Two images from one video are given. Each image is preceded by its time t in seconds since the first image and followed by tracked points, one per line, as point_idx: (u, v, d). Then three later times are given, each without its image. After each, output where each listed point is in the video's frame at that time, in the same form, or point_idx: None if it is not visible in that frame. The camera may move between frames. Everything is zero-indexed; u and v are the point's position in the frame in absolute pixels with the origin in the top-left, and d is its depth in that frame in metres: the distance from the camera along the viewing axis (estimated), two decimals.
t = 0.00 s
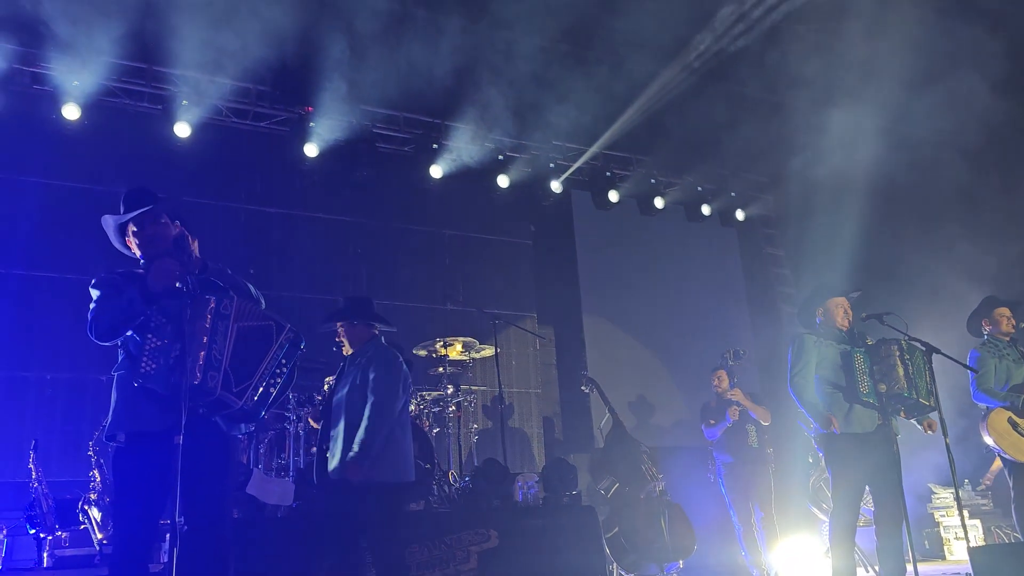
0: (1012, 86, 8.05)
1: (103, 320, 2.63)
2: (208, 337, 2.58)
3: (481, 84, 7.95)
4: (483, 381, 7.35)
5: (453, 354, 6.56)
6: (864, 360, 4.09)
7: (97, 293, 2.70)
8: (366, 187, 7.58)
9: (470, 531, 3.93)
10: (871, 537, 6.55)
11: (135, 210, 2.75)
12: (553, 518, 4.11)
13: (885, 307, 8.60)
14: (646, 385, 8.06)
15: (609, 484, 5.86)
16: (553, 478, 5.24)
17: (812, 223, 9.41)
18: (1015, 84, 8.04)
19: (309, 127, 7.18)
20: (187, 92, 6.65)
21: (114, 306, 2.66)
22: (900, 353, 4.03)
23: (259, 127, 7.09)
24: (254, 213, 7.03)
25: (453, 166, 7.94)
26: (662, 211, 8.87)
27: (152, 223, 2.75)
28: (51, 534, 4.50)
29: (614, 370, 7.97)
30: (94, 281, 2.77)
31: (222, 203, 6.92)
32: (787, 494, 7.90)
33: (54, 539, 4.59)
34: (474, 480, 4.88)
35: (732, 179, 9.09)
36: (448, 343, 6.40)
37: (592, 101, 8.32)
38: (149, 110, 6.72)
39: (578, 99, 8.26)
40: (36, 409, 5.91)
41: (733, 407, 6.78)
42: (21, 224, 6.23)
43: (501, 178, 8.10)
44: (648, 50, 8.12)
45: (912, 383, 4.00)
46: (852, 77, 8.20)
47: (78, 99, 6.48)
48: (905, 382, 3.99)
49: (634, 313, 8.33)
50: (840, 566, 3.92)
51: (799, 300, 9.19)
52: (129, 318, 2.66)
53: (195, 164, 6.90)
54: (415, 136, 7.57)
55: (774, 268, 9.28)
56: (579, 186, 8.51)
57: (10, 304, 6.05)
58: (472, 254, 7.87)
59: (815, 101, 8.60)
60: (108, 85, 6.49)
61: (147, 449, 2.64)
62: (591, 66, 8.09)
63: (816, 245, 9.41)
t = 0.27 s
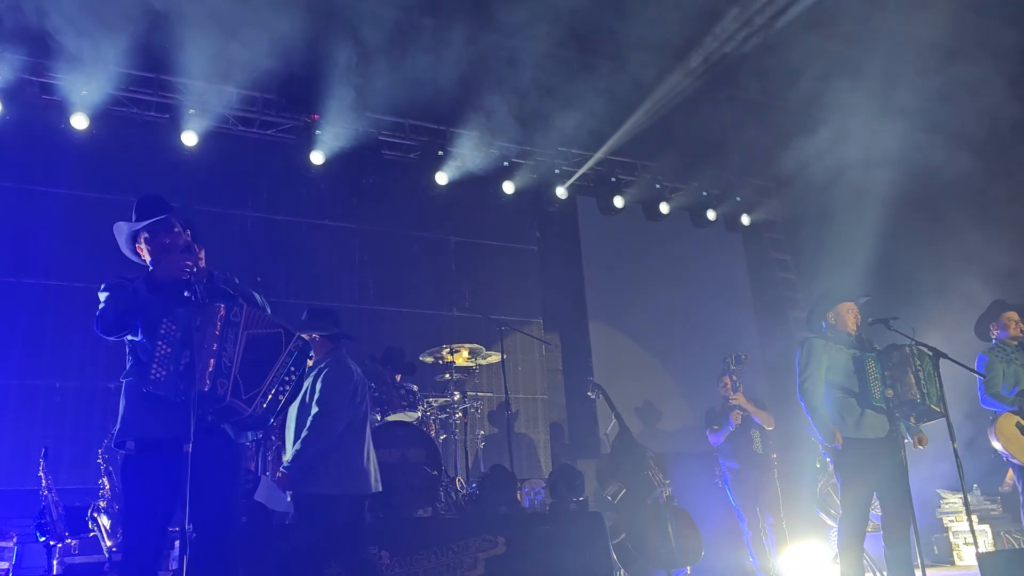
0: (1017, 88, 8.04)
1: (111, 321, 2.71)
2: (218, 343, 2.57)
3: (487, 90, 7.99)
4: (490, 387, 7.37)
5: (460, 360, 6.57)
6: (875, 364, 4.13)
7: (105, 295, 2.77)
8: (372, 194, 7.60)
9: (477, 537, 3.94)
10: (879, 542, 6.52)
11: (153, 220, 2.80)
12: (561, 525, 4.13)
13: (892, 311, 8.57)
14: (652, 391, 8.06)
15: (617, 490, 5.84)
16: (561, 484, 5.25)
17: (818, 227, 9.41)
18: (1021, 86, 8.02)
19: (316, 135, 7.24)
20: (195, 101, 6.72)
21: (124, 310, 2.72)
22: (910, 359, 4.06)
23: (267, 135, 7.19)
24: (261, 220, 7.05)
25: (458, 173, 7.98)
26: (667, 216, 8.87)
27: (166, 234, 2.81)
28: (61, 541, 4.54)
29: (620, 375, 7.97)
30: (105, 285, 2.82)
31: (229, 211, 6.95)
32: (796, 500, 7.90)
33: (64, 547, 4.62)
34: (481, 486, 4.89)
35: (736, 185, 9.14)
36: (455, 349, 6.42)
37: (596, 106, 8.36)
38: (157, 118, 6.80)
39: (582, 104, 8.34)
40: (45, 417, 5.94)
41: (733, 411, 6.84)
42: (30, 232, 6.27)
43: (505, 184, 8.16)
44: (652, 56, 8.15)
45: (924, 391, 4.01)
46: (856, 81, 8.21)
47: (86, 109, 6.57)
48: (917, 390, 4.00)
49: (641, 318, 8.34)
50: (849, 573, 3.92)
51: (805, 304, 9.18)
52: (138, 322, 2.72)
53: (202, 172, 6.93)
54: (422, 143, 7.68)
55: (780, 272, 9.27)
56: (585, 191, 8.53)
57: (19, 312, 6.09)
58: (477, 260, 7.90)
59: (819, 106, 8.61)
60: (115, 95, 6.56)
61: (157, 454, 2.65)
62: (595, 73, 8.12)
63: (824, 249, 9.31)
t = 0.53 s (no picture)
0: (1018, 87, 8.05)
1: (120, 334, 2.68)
2: (229, 349, 2.65)
3: (489, 95, 8.00)
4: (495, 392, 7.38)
5: (464, 365, 6.62)
6: (886, 367, 4.16)
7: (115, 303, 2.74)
8: (376, 200, 7.63)
9: (485, 543, 3.95)
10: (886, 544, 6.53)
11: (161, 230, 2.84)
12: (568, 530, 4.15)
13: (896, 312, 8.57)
14: (657, 394, 8.05)
15: (622, 493, 5.89)
16: (566, 489, 5.27)
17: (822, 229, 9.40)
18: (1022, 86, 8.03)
19: (318, 141, 7.21)
20: (198, 109, 6.74)
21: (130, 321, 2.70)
22: (919, 364, 4.02)
23: (270, 142, 7.18)
24: (265, 227, 7.08)
25: (461, 178, 7.98)
26: (670, 219, 8.85)
27: (175, 244, 2.83)
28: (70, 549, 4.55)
29: (624, 378, 7.98)
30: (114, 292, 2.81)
31: (234, 218, 6.97)
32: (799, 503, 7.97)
33: (73, 555, 4.62)
34: (487, 491, 4.90)
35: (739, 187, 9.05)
36: (459, 354, 6.44)
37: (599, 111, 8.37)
38: (161, 127, 6.81)
39: (584, 108, 8.35)
40: (53, 425, 5.97)
41: (735, 415, 6.90)
42: (35, 242, 6.29)
43: (509, 189, 8.14)
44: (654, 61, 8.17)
45: (936, 395, 3.99)
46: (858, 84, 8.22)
47: (90, 118, 6.57)
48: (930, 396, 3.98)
49: (644, 319, 8.35)
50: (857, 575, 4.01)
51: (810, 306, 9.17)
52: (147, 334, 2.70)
53: (207, 180, 6.96)
54: (425, 149, 7.66)
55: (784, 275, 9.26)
56: (588, 195, 8.50)
57: (27, 322, 6.11)
58: (481, 265, 7.91)
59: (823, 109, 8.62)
60: (119, 104, 6.59)
61: (165, 459, 2.68)
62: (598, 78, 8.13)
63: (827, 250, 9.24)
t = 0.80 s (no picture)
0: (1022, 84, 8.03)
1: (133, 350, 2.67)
2: (237, 356, 2.65)
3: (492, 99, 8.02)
4: (502, 395, 7.40)
5: (471, 368, 6.61)
6: (898, 369, 4.18)
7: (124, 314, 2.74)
8: (380, 205, 7.65)
9: (493, 545, 3.95)
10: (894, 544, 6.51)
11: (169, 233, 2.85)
12: (576, 531, 4.15)
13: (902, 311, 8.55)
14: (663, 396, 8.04)
15: (630, 495, 5.84)
16: (574, 492, 5.27)
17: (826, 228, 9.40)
18: None
19: (323, 146, 7.22)
20: (202, 115, 6.76)
21: (140, 332, 2.70)
22: (930, 367, 4.07)
23: (275, 147, 7.17)
24: (270, 233, 7.10)
25: (465, 181, 8.01)
26: (674, 220, 8.87)
27: (184, 250, 2.86)
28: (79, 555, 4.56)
29: (631, 380, 7.97)
30: (121, 302, 2.80)
31: (239, 224, 7.00)
32: (808, 502, 7.93)
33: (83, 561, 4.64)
34: (495, 494, 4.90)
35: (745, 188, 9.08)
36: (466, 357, 6.42)
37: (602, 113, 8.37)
38: (166, 134, 6.83)
39: (587, 111, 8.35)
40: (61, 432, 5.99)
41: (740, 416, 6.84)
42: (41, 250, 6.32)
43: (513, 192, 8.18)
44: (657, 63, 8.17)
45: (948, 401, 4.01)
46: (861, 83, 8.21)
47: (94, 125, 6.59)
48: (941, 399, 4.00)
49: (649, 321, 8.34)
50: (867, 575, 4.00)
51: (816, 306, 9.16)
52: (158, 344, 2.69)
53: (212, 186, 6.98)
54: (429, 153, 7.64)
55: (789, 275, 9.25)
56: (592, 198, 8.55)
57: (33, 330, 6.13)
58: (486, 268, 7.92)
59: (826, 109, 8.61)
60: (125, 111, 6.58)
61: (174, 466, 2.67)
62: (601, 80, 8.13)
63: (833, 250, 9.21)
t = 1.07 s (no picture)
0: None
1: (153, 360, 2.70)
2: (252, 362, 2.68)
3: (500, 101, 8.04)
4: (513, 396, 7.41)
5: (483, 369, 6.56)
6: (911, 367, 4.18)
7: (140, 322, 2.77)
8: (390, 208, 7.67)
9: (507, 546, 3.94)
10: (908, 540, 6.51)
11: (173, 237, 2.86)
12: (588, 531, 4.17)
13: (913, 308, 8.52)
14: (674, 396, 8.04)
15: (642, 495, 5.83)
16: (587, 493, 5.29)
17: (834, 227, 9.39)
18: None
19: (333, 149, 7.31)
20: (214, 121, 6.80)
21: (158, 340, 2.73)
22: (943, 364, 4.06)
23: (284, 152, 7.21)
24: (281, 237, 7.14)
25: (474, 184, 8.06)
26: (683, 220, 8.84)
27: (194, 254, 2.88)
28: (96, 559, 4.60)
29: (641, 380, 7.98)
30: (137, 309, 2.83)
31: (250, 229, 7.03)
32: (821, 503, 7.83)
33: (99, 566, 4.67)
34: (508, 495, 4.91)
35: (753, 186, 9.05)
36: (477, 359, 6.43)
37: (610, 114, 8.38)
38: (176, 140, 6.88)
39: (595, 111, 8.38)
40: (76, 437, 6.03)
41: (748, 413, 6.89)
42: (55, 257, 6.37)
43: (522, 194, 8.20)
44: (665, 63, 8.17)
45: (960, 396, 4.01)
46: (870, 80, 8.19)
47: (106, 133, 6.66)
48: (954, 394, 4.00)
49: (659, 321, 8.35)
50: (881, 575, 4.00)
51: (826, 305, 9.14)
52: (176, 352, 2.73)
53: (222, 191, 7.02)
54: (437, 155, 7.68)
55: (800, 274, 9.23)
56: (601, 199, 8.56)
57: (48, 337, 6.18)
58: (495, 270, 7.94)
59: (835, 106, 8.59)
60: (136, 118, 6.65)
61: (194, 472, 2.72)
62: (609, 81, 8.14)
63: (842, 248, 9.18)
